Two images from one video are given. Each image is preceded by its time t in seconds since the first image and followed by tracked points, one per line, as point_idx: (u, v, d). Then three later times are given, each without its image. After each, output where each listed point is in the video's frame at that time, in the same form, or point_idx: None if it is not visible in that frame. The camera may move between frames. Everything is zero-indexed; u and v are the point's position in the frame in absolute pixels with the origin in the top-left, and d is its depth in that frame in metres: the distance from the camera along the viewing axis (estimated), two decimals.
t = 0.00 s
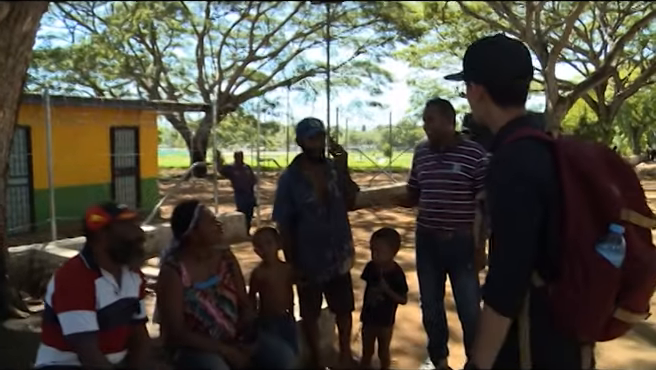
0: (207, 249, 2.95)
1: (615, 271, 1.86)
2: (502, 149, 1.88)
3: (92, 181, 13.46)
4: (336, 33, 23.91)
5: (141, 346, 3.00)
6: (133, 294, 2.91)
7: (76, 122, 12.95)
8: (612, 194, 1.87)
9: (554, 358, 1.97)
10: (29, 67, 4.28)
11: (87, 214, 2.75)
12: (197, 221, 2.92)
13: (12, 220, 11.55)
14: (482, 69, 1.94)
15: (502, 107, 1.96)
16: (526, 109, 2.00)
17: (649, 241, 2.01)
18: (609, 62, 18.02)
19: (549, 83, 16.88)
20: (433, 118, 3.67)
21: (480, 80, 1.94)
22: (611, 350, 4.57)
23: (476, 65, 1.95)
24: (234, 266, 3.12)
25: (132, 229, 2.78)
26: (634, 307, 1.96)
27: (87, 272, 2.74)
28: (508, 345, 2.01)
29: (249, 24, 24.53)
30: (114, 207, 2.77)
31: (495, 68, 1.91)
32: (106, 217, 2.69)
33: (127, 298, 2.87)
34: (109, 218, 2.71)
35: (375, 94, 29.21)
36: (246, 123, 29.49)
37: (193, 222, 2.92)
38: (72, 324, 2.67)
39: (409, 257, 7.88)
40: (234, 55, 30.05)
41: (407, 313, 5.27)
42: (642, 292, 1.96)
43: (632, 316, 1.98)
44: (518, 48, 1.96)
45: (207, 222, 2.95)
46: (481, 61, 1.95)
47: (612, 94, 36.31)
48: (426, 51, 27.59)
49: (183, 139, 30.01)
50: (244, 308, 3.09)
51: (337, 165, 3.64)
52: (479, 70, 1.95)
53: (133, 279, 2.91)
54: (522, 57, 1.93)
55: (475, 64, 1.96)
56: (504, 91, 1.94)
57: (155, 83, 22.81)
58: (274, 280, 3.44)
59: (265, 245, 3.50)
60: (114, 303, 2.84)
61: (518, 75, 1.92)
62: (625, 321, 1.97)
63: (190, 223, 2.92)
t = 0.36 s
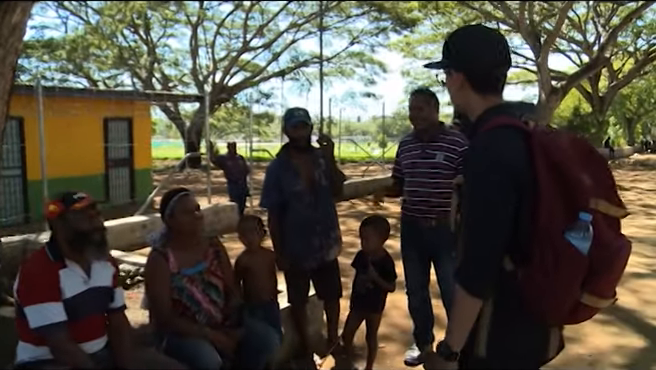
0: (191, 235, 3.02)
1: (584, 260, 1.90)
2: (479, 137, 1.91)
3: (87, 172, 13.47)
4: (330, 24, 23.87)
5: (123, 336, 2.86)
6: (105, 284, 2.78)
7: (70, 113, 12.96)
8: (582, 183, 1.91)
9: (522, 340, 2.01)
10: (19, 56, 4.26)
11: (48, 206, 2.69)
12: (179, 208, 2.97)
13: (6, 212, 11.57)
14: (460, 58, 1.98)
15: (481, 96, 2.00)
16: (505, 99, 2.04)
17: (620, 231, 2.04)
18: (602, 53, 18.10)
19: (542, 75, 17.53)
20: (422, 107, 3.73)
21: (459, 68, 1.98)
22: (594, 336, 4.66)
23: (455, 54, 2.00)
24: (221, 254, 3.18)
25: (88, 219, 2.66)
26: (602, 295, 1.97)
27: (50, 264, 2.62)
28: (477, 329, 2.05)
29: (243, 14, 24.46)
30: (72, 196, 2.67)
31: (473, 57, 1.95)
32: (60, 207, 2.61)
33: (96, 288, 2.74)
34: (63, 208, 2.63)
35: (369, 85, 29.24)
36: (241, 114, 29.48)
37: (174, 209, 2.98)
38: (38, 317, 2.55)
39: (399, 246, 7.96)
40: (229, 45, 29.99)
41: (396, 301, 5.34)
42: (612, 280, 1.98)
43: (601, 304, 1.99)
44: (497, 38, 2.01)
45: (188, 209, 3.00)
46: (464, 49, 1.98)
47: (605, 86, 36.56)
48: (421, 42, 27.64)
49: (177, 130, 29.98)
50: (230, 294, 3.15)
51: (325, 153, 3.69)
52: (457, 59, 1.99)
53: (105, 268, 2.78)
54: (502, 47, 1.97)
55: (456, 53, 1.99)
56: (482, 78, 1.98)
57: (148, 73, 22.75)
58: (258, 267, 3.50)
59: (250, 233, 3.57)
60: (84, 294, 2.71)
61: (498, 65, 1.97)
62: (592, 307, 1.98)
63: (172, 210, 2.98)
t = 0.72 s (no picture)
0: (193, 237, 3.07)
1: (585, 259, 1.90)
2: (482, 139, 1.90)
3: (90, 175, 13.53)
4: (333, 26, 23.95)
5: (122, 334, 2.89)
6: (98, 284, 2.79)
7: (73, 115, 13.01)
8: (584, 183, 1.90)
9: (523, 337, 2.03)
10: (22, 60, 4.29)
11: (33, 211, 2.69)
12: (179, 210, 3.02)
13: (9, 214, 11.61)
14: (459, 61, 1.98)
15: (481, 99, 2.00)
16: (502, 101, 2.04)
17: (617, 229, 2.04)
18: (604, 55, 18.15)
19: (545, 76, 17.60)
20: (426, 108, 3.77)
21: (459, 69, 1.98)
22: (595, 338, 4.67)
23: (454, 56, 1.99)
24: (223, 255, 3.21)
25: (74, 221, 2.66)
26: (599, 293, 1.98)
27: (40, 268, 2.64)
28: (479, 330, 2.04)
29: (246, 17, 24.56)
30: (54, 200, 2.67)
31: (471, 59, 1.95)
32: (44, 210, 2.63)
33: (89, 290, 2.75)
34: (48, 212, 2.64)
35: (372, 87, 29.32)
36: (243, 116, 29.58)
37: (175, 211, 3.02)
38: (32, 321, 2.59)
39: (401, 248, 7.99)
40: (231, 48, 30.09)
41: (396, 303, 5.36)
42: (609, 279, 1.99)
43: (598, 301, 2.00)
44: (494, 40, 2.01)
45: (188, 211, 3.03)
46: (462, 51, 1.98)
47: (608, 87, 36.59)
48: (423, 44, 27.68)
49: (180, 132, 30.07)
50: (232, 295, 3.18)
51: (327, 156, 3.78)
52: (456, 62, 1.99)
53: (97, 269, 2.79)
54: (499, 50, 1.97)
55: (454, 55, 1.99)
56: (481, 82, 1.98)
57: (151, 75, 22.75)
58: (257, 269, 3.52)
59: (249, 236, 3.58)
60: (77, 296, 2.72)
61: (497, 67, 1.96)
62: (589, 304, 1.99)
63: (173, 211, 3.02)
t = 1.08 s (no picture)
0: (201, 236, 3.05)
1: (602, 261, 1.89)
2: (497, 141, 1.91)
3: (91, 174, 13.51)
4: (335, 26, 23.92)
5: (131, 337, 2.86)
6: (108, 285, 2.77)
7: (75, 114, 13.03)
8: (599, 186, 1.89)
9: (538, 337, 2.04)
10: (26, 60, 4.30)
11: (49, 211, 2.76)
12: (187, 208, 3.01)
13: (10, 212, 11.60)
14: (472, 63, 1.97)
15: (495, 103, 2.00)
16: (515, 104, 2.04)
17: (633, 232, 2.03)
18: (607, 56, 18.15)
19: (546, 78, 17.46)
20: (432, 109, 3.77)
21: (472, 71, 1.97)
22: (600, 340, 4.67)
23: (467, 59, 1.99)
24: (231, 254, 3.21)
25: (86, 222, 2.69)
26: (615, 295, 1.97)
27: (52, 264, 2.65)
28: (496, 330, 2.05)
29: (248, 17, 24.56)
30: (67, 200, 2.72)
31: (484, 59, 1.95)
32: (57, 211, 2.69)
33: (98, 291, 2.73)
34: (60, 212, 2.68)
35: (373, 87, 29.34)
36: (245, 115, 29.61)
37: (182, 210, 3.02)
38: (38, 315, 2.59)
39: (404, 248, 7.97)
40: (233, 47, 30.11)
41: (401, 305, 5.35)
42: (624, 281, 1.98)
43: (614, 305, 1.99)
44: (507, 42, 1.99)
45: (195, 210, 3.02)
46: (475, 54, 1.97)
47: (610, 88, 36.59)
48: (425, 44, 27.67)
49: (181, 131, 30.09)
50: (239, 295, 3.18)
51: (332, 156, 3.78)
52: (469, 64, 1.98)
53: (108, 271, 2.78)
54: (513, 53, 1.96)
55: (467, 58, 1.99)
56: (494, 84, 1.97)
57: (153, 74, 22.73)
58: (262, 268, 3.51)
59: (253, 236, 3.54)
60: (86, 295, 2.71)
61: (510, 70, 1.96)
62: (605, 307, 1.98)
63: (181, 210, 3.01)
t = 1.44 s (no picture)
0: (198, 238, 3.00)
1: (602, 266, 1.87)
2: (498, 145, 1.87)
3: (79, 175, 13.39)
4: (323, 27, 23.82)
5: (131, 342, 2.93)
6: (111, 292, 2.84)
7: (63, 114, 12.93)
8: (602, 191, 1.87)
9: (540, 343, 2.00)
10: (15, 59, 4.24)
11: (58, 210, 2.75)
12: (185, 211, 2.95)
13: None
14: (475, 66, 1.94)
15: (499, 106, 1.96)
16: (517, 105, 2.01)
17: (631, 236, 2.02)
18: (595, 58, 18.21)
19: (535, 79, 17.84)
20: (428, 110, 3.71)
21: (476, 74, 1.94)
22: (593, 341, 4.65)
23: (469, 63, 1.96)
24: (227, 259, 3.17)
25: (97, 223, 2.73)
26: (616, 299, 1.96)
27: (59, 264, 2.67)
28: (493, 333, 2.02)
29: (237, 17, 24.43)
30: (78, 201, 2.74)
31: (487, 63, 1.92)
32: (68, 210, 2.70)
33: (102, 296, 2.79)
34: (71, 211, 2.70)
35: (362, 88, 29.29)
36: (233, 116, 29.48)
37: (180, 212, 2.96)
38: (43, 311, 2.58)
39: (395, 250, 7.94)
40: (222, 47, 29.96)
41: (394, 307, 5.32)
42: (624, 286, 1.97)
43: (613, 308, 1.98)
44: (511, 45, 1.97)
45: (194, 213, 2.96)
46: (480, 56, 1.94)
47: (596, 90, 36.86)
48: (414, 45, 27.73)
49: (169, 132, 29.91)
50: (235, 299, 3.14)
51: (327, 158, 3.71)
52: (472, 66, 1.95)
53: (112, 278, 2.85)
54: (515, 57, 1.93)
55: (470, 61, 1.96)
56: (498, 87, 1.94)
57: (141, 74, 22.57)
58: (257, 270, 3.47)
59: (248, 238, 3.50)
60: (88, 299, 2.75)
61: (513, 72, 1.93)
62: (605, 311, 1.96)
63: (178, 212, 2.95)
